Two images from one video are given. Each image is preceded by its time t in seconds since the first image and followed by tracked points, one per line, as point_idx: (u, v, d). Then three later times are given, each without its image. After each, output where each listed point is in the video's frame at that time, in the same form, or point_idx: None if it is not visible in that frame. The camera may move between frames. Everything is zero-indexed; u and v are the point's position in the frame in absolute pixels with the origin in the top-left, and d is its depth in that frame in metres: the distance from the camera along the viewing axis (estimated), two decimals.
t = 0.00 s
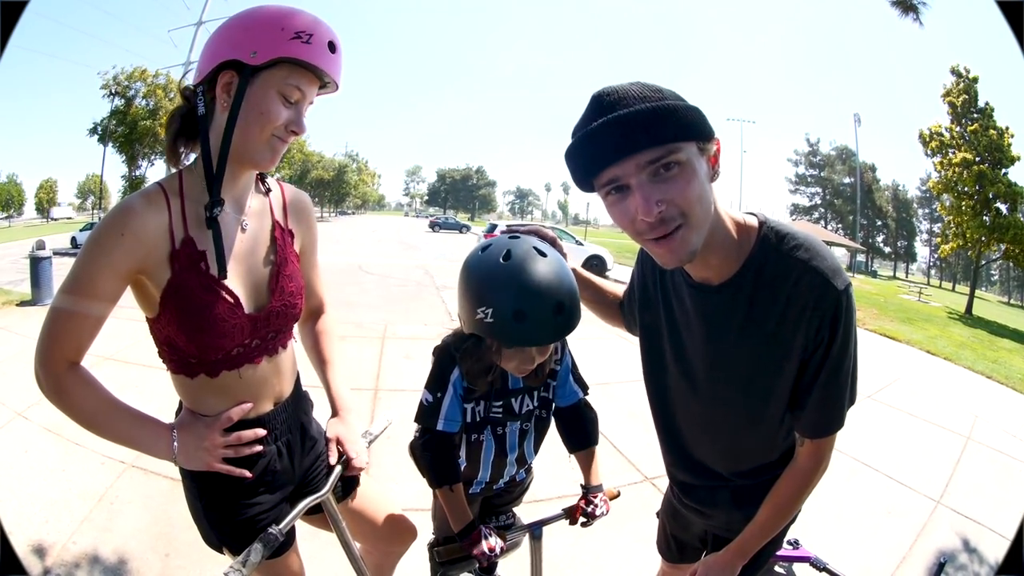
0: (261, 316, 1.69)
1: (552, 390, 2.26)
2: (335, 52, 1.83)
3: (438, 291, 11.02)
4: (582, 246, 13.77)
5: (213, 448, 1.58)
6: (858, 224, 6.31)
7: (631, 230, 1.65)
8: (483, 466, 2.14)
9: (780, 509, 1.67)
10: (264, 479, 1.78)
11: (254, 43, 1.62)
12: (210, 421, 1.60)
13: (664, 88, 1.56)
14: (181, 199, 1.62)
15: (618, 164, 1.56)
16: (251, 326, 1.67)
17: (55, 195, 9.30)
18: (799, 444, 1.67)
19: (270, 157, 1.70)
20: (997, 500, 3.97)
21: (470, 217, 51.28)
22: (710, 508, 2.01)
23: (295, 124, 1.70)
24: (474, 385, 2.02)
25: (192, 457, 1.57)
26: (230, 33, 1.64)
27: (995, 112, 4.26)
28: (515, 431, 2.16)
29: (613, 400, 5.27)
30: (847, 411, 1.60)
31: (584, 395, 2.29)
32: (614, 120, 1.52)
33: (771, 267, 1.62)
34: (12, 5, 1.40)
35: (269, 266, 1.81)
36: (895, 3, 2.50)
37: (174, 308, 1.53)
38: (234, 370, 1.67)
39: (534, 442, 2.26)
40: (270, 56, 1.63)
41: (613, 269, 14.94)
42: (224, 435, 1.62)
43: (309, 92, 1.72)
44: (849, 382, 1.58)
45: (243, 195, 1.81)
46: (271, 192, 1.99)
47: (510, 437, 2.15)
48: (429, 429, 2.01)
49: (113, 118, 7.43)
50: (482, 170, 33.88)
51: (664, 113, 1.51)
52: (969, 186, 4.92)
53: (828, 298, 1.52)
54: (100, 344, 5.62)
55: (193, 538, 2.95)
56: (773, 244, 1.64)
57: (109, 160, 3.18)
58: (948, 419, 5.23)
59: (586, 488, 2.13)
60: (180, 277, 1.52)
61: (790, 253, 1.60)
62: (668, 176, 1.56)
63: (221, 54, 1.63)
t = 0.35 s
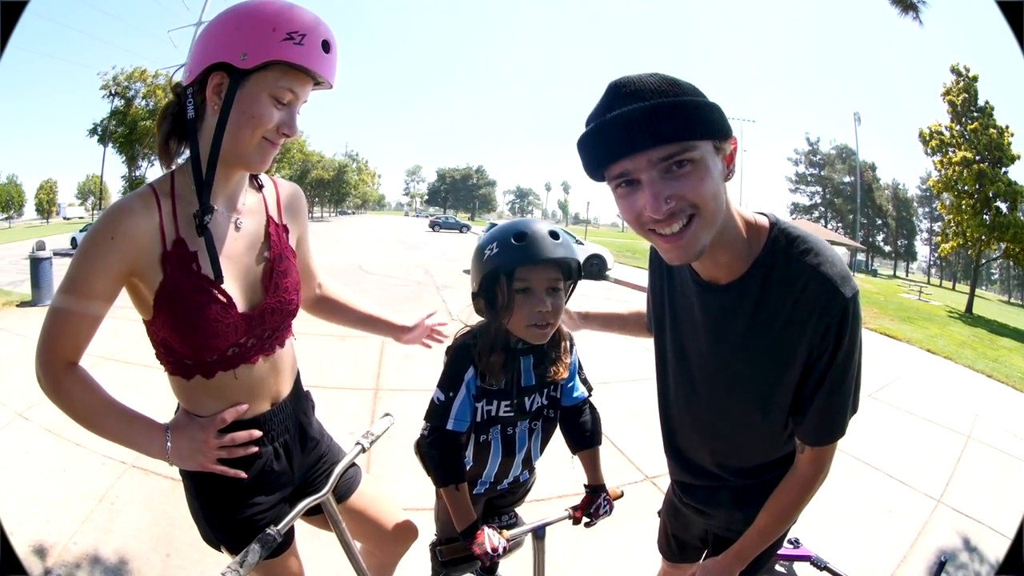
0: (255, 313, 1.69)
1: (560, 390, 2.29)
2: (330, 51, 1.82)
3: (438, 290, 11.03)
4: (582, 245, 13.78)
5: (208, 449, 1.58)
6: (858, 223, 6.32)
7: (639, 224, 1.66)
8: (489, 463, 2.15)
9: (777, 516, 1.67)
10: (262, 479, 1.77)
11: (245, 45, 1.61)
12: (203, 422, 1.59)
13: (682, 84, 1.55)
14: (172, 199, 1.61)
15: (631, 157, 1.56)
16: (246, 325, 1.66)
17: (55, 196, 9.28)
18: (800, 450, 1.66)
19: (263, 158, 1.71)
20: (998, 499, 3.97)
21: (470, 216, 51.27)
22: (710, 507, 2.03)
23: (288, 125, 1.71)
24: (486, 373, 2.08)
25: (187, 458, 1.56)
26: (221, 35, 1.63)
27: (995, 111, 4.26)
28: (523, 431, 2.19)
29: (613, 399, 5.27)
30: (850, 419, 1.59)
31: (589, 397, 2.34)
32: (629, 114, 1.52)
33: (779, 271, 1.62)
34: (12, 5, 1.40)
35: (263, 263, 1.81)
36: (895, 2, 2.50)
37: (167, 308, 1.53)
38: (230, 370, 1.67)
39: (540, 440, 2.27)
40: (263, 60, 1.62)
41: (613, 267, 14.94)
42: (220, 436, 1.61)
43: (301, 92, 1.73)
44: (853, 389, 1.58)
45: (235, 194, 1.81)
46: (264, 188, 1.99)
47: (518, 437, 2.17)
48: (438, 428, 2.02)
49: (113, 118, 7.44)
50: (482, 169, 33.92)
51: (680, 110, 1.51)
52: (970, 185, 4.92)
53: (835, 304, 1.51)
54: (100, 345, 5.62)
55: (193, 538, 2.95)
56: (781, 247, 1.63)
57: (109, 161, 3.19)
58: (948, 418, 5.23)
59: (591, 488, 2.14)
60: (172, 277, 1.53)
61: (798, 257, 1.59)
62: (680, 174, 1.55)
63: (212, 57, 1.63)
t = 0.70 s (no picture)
0: (250, 313, 1.68)
1: (563, 386, 2.29)
2: (305, 40, 1.76)
3: (438, 290, 11.04)
4: (582, 245, 13.78)
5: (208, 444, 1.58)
6: (858, 221, 6.31)
7: (634, 223, 1.65)
8: (495, 459, 2.15)
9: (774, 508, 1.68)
10: (262, 473, 1.77)
11: (211, 52, 1.59)
12: (202, 418, 1.59)
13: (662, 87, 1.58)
14: (165, 202, 1.61)
15: (620, 154, 1.57)
16: (241, 324, 1.65)
17: (55, 196, 9.28)
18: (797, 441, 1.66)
19: (247, 160, 1.71)
20: (999, 497, 3.97)
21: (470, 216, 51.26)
22: (711, 505, 2.04)
23: (269, 123, 1.69)
24: (494, 364, 2.08)
25: (188, 453, 1.56)
26: (193, 43, 1.62)
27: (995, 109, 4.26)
28: (531, 428, 2.19)
29: (614, 398, 5.28)
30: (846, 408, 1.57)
31: (590, 395, 2.35)
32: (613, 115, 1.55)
33: (772, 263, 1.61)
34: (12, 5, 1.40)
35: (257, 263, 1.80)
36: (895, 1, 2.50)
37: (163, 307, 1.53)
38: (226, 369, 1.67)
39: (544, 438, 2.28)
40: (230, 62, 1.59)
41: (613, 267, 14.95)
42: (220, 431, 1.62)
43: (280, 88, 1.69)
44: (847, 379, 1.56)
45: (226, 194, 1.81)
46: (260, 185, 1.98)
47: (525, 435, 2.18)
48: (449, 424, 2.02)
49: (114, 119, 7.44)
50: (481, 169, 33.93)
51: (661, 106, 1.53)
52: (970, 183, 4.93)
53: (826, 291, 1.49)
54: (101, 345, 5.62)
55: (194, 538, 2.95)
56: (774, 239, 1.62)
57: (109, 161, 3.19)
58: (949, 417, 5.23)
59: (591, 483, 2.12)
60: (168, 277, 1.53)
61: (789, 247, 1.58)
62: (669, 166, 1.56)
63: (186, 66, 1.64)
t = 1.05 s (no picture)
0: (250, 312, 1.68)
1: (565, 385, 2.30)
2: (298, 38, 1.73)
3: (438, 288, 11.04)
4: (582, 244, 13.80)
5: (208, 442, 1.58)
6: (857, 221, 6.32)
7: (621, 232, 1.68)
8: (500, 455, 2.17)
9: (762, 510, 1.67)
10: (262, 471, 1.77)
11: (203, 56, 1.59)
12: (203, 415, 1.58)
13: (657, 89, 1.51)
14: (167, 202, 1.61)
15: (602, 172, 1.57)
16: (241, 322, 1.65)
17: (54, 195, 9.30)
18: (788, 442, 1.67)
19: (247, 161, 1.71)
20: (999, 497, 3.97)
21: (470, 215, 51.25)
22: (707, 502, 2.05)
23: (266, 123, 1.68)
24: (502, 365, 2.05)
25: (187, 450, 1.56)
26: (187, 46, 1.62)
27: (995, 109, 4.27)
28: (533, 428, 2.22)
29: (614, 397, 5.29)
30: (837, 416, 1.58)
31: (590, 394, 2.35)
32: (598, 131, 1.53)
33: (773, 267, 1.61)
34: (11, 5, 1.40)
35: (258, 262, 1.80)
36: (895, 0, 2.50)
37: (163, 307, 1.54)
38: (227, 366, 1.67)
39: (545, 438, 2.33)
40: (223, 65, 1.58)
41: (613, 266, 14.97)
42: (219, 428, 1.61)
43: (275, 87, 1.68)
44: (842, 387, 1.57)
45: (226, 195, 1.81)
46: (261, 183, 1.99)
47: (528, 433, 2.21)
48: (448, 425, 2.01)
49: (114, 118, 7.44)
50: (481, 168, 33.93)
51: (647, 125, 1.46)
52: (969, 183, 4.93)
53: (825, 300, 1.49)
54: (101, 344, 5.62)
55: (194, 537, 2.95)
56: (777, 245, 1.62)
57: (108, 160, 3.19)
58: (948, 417, 5.23)
59: (586, 484, 2.13)
60: (168, 276, 1.53)
61: (792, 254, 1.58)
62: (645, 191, 1.53)
63: (181, 70, 1.64)
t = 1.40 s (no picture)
0: (255, 309, 1.69)
1: (568, 384, 2.30)
2: (306, 38, 1.74)
3: (438, 287, 11.05)
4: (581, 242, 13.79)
5: (213, 441, 1.58)
6: (857, 218, 6.32)
7: (651, 217, 1.65)
8: (502, 456, 2.16)
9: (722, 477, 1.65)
10: (265, 470, 1.77)
11: (212, 54, 1.59)
12: (207, 415, 1.58)
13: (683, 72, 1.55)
14: (172, 199, 1.61)
15: (643, 153, 1.54)
16: (246, 319, 1.66)
17: (53, 195, 9.30)
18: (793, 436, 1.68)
19: (255, 158, 1.71)
20: (998, 494, 3.98)
21: (469, 213, 51.23)
22: (708, 499, 2.05)
23: (274, 120, 1.69)
24: (500, 365, 2.07)
25: (192, 449, 1.56)
26: (195, 44, 1.61)
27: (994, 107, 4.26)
28: (536, 427, 2.23)
29: (614, 395, 5.29)
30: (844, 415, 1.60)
31: (593, 393, 2.35)
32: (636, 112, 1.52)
33: (785, 268, 1.60)
34: (11, 5, 1.40)
35: (263, 260, 1.81)
36: None
37: (169, 304, 1.54)
38: (232, 363, 1.67)
39: (548, 439, 2.33)
40: (233, 63, 1.59)
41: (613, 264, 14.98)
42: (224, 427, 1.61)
43: (283, 85, 1.69)
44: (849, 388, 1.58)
45: (231, 192, 1.81)
46: (263, 182, 1.99)
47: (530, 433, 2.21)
48: (443, 425, 2.02)
49: (112, 118, 7.43)
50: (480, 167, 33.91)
51: (695, 106, 1.48)
52: (969, 180, 4.92)
53: (838, 302, 1.50)
54: (100, 344, 5.62)
55: (194, 537, 2.95)
56: (790, 244, 1.61)
57: (105, 160, 3.17)
58: (948, 414, 5.23)
59: (585, 486, 2.12)
60: (174, 274, 1.53)
61: (806, 254, 1.57)
62: (693, 171, 1.53)
63: (187, 69, 1.63)
